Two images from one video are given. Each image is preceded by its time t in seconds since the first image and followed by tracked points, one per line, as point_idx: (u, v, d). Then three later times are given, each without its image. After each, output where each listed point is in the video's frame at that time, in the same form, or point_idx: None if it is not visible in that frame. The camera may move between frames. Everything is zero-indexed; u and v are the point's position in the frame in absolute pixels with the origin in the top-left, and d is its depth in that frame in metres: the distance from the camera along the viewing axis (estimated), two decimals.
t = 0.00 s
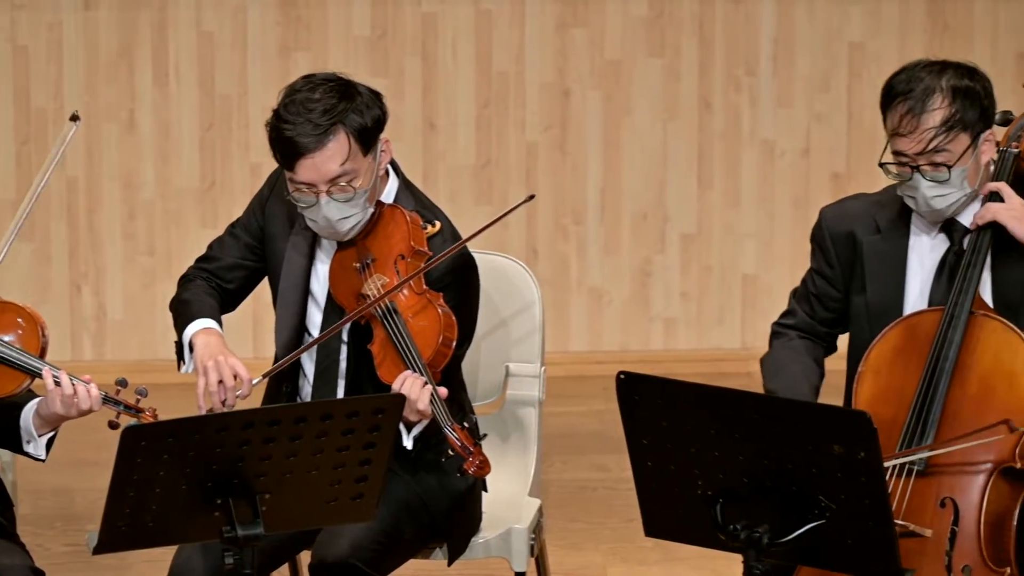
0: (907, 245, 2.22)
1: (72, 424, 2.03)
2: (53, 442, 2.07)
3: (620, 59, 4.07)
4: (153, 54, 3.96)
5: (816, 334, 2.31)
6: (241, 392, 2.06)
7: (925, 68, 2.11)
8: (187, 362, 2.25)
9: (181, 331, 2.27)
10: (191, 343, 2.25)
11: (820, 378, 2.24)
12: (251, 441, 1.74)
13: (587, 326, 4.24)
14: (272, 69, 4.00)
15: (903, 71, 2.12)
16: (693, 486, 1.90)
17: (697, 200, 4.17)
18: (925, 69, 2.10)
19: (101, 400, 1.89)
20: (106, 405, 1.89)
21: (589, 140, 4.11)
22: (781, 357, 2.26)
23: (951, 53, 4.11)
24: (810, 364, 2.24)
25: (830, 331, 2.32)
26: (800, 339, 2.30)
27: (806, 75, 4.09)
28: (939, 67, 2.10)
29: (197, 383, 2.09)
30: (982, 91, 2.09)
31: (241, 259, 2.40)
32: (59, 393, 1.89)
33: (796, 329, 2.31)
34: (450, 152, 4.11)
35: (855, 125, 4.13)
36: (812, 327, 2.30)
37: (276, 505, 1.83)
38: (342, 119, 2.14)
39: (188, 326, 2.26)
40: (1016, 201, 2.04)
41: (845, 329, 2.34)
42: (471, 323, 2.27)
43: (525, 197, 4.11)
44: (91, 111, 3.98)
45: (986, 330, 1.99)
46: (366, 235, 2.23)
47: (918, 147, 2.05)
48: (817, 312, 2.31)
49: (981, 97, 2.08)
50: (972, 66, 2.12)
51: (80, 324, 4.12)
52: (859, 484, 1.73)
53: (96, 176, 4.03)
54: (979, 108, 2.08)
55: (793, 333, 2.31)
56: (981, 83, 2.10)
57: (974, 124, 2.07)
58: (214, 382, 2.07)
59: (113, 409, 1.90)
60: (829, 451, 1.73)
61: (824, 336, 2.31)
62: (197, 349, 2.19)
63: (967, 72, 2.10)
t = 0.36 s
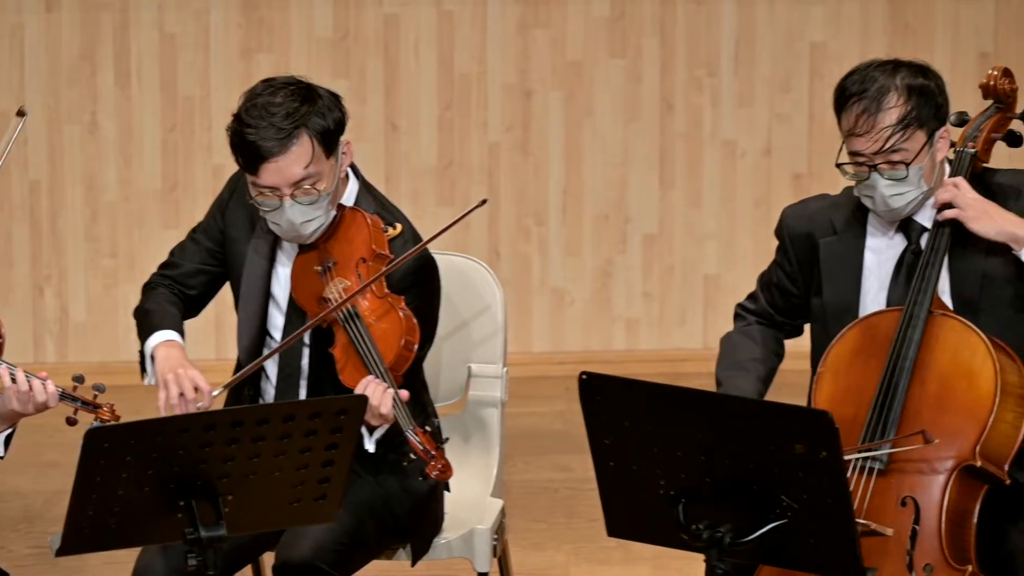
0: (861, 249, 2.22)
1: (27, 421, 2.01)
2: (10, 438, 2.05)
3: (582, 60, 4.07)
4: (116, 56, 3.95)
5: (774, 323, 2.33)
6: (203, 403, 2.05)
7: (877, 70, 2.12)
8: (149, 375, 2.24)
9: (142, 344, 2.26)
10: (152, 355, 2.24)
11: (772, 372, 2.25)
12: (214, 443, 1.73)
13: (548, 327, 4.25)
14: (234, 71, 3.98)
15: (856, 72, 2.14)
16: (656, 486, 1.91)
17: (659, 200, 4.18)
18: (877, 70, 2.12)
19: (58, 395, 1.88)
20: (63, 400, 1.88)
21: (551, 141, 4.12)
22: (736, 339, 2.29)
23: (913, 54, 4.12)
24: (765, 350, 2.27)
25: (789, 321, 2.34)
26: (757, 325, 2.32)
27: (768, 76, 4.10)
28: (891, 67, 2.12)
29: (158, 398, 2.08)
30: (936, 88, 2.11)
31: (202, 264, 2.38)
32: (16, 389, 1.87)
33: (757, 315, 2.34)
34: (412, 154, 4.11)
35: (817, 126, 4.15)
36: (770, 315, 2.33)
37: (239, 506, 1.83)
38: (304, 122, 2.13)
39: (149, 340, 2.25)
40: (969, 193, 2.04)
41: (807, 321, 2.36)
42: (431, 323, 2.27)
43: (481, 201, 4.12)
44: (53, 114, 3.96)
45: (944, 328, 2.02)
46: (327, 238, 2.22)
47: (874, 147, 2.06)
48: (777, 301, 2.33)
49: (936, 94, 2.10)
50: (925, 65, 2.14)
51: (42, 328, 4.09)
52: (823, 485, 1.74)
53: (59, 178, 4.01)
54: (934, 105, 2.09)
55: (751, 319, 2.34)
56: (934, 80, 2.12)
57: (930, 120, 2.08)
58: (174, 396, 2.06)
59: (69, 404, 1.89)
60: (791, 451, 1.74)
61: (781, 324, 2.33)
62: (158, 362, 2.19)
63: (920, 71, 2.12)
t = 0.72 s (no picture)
0: (807, 246, 2.24)
1: None
2: None
3: (517, 61, 4.09)
4: (52, 60, 3.92)
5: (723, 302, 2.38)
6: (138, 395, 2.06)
7: (829, 76, 2.15)
8: (85, 364, 2.22)
9: (79, 332, 2.24)
10: (88, 345, 2.22)
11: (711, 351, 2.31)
12: (152, 444, 1.73)
13: (484, 327, 4.26)
14: (170, 73, 3.96)
15: (807, 77, 2.17)
16: (592, 485, 1.92)
17: (595, 200, 4.20)
18: (829, 75, 2.15)
19: None
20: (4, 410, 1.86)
21: (487, 141, 4.13)
22: (686, 315, 2.36)
23: (848, 54, 4.16)
24: (705, 324, 2.34)
25: (739, 300, 2.38)
26: (707, 302, 2.39)
27: (703, 75, 4.14)
28: (843, 72, 2.15)
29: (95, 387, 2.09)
30: (886, 96, 2.14)
31: (139, 262, 2.37)
32: None
33: (709, 293, 2.40)
34: (348, 155, 4.10)
35: (751, 125, 4.18)
36: (721, 292, 2.38)
37: (178, 508, 1.82)
38: (237, 127, 2.12)
39: (85, 329, 2.23)
40: (913, 205, 2.05)
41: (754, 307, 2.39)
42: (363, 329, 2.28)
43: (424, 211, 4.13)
44: None
45: (889, 330, 2.05)
46: (262, 243, 2.20)
47: (822, 155, 2.09)
48: (727, 281, 2.38)
49: (885, 101, 2.13)
50: (876, 71, 2.17)
51: None
52: (760, 485, 1.76)
53: None
54: (884, 113, 2.12)
55: (703, 295, 2.40)
56: (884, 87, 2.15)
57: (879, 129, 2.11)
58: (110, 386, 2.07)
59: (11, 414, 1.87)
60: (728, 451, 1.76)
61: (731, 303, 2.38)
62: (95, 350, 2.17)
63: (870, 76, 2.15)
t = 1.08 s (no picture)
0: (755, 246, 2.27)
1: None
2: None
3: (463, 62, 4.10)
4: None
5: (674, 321, 2.40)
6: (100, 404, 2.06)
7: (776, 76, 2.18)
8: (43, 373, 2.22)
9: (35, 342, 2.24)
10: (46, 353, 2.22)
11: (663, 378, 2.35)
12: (99, 446, 1.73)
13: (431, 327, 4.27)
14: (117, 76, 3.97)
15: (757, 75, 2.20)
16: (539, 485, 1.94)
17: (541, 202, 4.20)
18: (776, 74, 2.18)
19: None
20: None
21: (432, 142, 4.14)
22: (638, 342, 2.38)
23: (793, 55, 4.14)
24: (657, 348, 2.37)
25: (690, 317, 2.40)
26: (657, 322, 2.41)
27: (648, 75, 4.14)
28: (790, 72, 2.18)
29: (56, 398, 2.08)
30: (833, 95, 2.17)
31: (89, 267, 2.35)
32: None
33: (659, 312, 2.42)
34: (294, 156, 4.10)
35: (696, 125, 4.18)
36: (670, 313, 2.40)
37: (126, 509, 1.81)
38: (182, 139, 2.11)
39: (42, 338, 2.23)
40: (851, 235, 2.07)
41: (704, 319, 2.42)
42: (308, 335, 2.27)
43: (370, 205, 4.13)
44: None
45: (833, 328, 2.08)
46: (206, 251, 2.20)
47: (768, 153, 2.12)
48: (676, 300, 2.40)
49: (831, 101, 2.15)
50: (823, 71, 2.20)
51: None
52: (706, 483, 1.78)
53: None
54: (831, 113, 2.14)
55: (654, 315, 2.42)
56: (831, 86, 2.18)
57: (825, 130, 2.13)
58: (73, 396, 2.07)
59: None
60: (675, 450, 1.78)
61: (682, 320, 2.41)
62: (53, 360, 2.17)
63: (818, 77, 2.18)
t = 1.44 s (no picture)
0: (704, 249, 2.29)
1: None
2: None
3: (409, 65, 4.10)
4: None
5: (626, 343, 2.34)
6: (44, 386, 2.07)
7: (712, 83, 2.20)
8: None
9: None
10: None
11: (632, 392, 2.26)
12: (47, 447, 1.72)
13: (378, 328, 4.27)
14: (63, 78, 3.96)
15: (693, 84, 2.21)
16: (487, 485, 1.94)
17: (487, 203, 4.22)
18: (712, 83, 2.20)
19: None
20: None
21: (378, 144, 4.14)
22: (601, 365, 2.29)
23: (737, 56, 4.15)
24: (617, 368, 2.28)
25: (639, 339, 2.35)
26: (608, 346, 2.33)
27: (593, 76, 4.15)
28: (726, 80, 2.20)
29: None
30: (767, 103, 2.19)
31: (32, 263, 2.33)
32: None
33: (607, 338, 2.35)
34: (241, 158, 4.10)
35: (642, 126, 4.20)
36: (621, 334, 2.34)
37: (75, 510, 1.81)
38: (143, 106, 2.16)
39: None
40: (793, 238, 2.09)
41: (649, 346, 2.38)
42: (263, 317, 2.27)
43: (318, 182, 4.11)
44: None
45: (776, 326, 2.11)
46: (158, 232, 2.20)
47: (704, 166, 2.15)
48: (625, 321, 2.36)
49: (766, 110, 2.18)
50: (758, 78, 2.22)
51: None
52: (653, 482, 1.80)
53: None
54: (766, 120, 2.17)
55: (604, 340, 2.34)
56: (766, 94, 2.20)
57: (761, 139, 2.17)
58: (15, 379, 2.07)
59: None
60: (621, 449, 1.80)
61: (632, 344, 2.35)
62: None
63: (753, 84, 2.21)
